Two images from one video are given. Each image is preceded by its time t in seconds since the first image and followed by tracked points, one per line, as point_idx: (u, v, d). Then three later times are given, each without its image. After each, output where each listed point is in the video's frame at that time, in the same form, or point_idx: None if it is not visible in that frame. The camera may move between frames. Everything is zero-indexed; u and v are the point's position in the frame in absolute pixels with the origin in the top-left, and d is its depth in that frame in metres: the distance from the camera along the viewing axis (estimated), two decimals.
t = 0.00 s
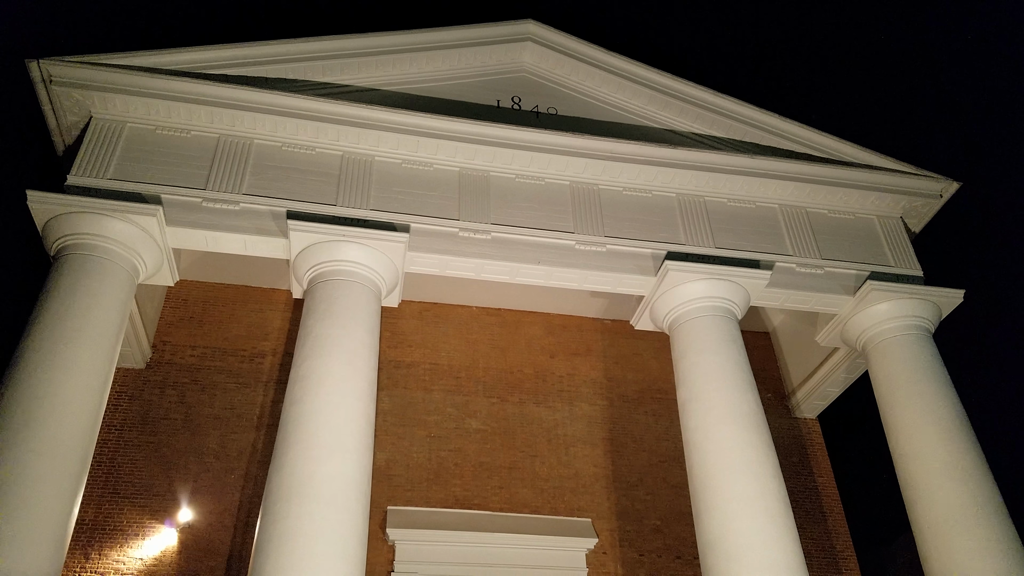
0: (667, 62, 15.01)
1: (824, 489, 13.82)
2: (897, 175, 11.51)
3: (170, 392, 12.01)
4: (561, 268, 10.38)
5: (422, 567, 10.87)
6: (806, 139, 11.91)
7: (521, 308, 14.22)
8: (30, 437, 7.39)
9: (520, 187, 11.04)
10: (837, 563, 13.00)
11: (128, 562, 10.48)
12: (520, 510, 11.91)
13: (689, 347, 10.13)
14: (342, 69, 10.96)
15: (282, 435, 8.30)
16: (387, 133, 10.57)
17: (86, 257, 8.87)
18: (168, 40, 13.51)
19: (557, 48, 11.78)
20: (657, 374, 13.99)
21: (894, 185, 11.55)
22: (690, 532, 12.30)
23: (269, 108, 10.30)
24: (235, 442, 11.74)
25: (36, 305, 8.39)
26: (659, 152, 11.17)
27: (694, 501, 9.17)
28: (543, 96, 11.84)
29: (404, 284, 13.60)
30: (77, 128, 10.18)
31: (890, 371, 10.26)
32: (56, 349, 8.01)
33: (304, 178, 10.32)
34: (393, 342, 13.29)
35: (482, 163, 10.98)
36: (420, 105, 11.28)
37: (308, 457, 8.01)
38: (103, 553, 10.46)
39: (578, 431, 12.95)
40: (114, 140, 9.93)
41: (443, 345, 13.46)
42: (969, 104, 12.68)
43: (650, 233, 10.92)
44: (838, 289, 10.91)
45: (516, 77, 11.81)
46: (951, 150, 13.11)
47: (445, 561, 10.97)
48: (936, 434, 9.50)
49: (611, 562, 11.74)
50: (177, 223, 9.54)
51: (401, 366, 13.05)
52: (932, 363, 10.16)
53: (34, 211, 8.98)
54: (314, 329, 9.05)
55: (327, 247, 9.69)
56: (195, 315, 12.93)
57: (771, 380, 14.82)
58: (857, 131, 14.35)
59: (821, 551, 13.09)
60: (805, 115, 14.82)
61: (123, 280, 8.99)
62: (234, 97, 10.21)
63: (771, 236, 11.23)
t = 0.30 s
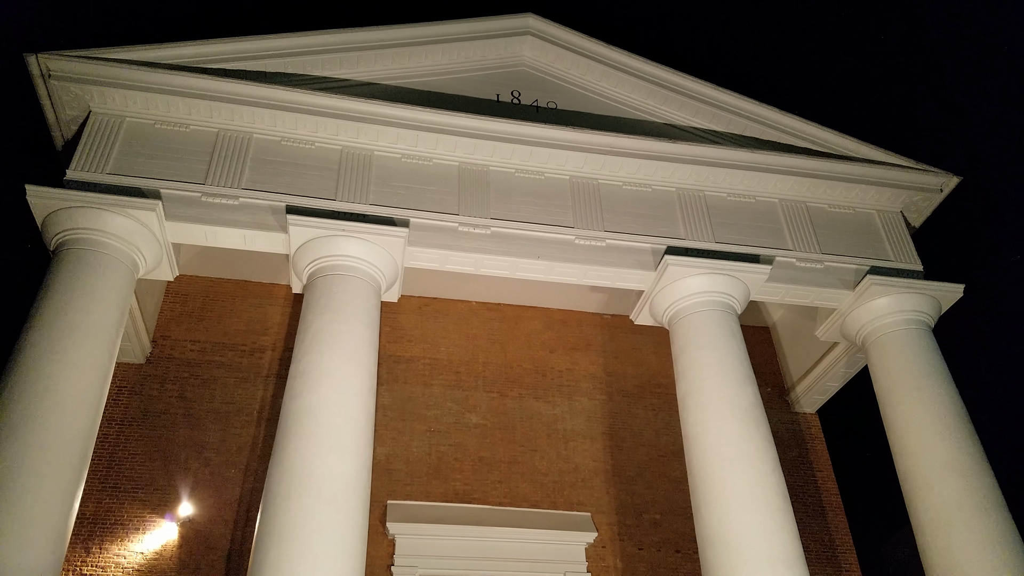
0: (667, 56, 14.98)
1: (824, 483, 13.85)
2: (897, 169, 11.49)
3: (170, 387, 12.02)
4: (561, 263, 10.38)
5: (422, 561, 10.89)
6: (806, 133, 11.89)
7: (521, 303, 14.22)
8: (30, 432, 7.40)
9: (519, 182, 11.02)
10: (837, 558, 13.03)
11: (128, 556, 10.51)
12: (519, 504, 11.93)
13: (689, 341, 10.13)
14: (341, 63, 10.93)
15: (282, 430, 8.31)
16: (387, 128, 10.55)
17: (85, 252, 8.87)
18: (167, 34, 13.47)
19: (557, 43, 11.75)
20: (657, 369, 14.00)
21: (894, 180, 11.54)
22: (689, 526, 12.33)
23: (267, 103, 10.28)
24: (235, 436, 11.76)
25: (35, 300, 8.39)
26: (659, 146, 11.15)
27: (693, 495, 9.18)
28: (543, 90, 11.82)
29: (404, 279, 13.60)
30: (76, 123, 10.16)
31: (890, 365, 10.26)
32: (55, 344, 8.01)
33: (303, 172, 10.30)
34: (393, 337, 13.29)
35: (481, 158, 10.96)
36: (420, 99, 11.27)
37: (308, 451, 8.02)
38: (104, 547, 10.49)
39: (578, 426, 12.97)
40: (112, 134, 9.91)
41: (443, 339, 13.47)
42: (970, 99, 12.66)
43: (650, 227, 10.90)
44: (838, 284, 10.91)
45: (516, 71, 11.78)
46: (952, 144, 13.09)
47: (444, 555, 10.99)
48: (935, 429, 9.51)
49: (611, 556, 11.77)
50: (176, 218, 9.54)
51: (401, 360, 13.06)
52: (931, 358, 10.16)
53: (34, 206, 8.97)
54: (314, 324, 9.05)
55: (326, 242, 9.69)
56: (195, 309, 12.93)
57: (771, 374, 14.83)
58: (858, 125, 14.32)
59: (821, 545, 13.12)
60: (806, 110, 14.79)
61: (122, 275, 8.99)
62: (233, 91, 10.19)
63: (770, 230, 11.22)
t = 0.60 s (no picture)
0: (666, 49, 14.94)
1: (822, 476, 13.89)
2: (897, 162, 11.49)
3: (169, 380, 12.01)
4: (560, 256, 10.38)
5: (422, 554, 10.91)
6: (806, 126, 11.88)
7: (520, 297, 14.22)
8: (29, 426, 7.39)
9: (518, 175, 11.00)
10: (835, 549, 13.07)
11: (128, 549, 10.52)
12: (519, 496, 11.96)
13: (688, 334, 10.13)
14: (339, 55, 10.89)
15: (281, 424, 8.31)
16: (385, 120, 10.51)
17: (84, 245, 8.85)
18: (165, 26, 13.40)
19: (556, 35, 11.72)
20: (656, 362, 14.01)
21: (893, 172, 11.53)
22: (687, 518, 12.36)
23: (265, 95, 10.24)
24: (235, 429, 11.77)
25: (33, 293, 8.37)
26: (659, 139, 11.13)
27: (692, 488, 9.20)
28: (542, 83, 11.79)
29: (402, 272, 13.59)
30: (73, 115, 10.12)
31: (888, 359, 10.28)
32: (53, 337, 8.00)
33: (301, 165, 10.27)
34: (392, 330, 13.29)
35: (480, 151, 10.94)
36: (418, 92, 11.23)
37: (307, 445, 8.02)
38: (103, 540, 10.50)
39: (577, 419, 12.98)
40: (109, 127, 9.87)
41: (442, 333, 13.47)
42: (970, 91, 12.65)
43: (649, 221, 10.89)
44: (837, 277, 10.91)
45: (515, 64, 11.74)
46: (951, 137, 13.08)
47: (444, 547, 11.02)
48: (932, 422, 9.53)
49: (610, 548, 11.80)
50: (174, 211, 9.52)
51: (401, 354, 13.06)
52: (929, 351, 10.18)
53: (31, 199, 8.95)
54: (312, 317, 9.04)
55: (324, 235, 9.67)
56: (193, 303, 12.91)
57: (769, 367, 14.86)
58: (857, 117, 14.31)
59: (818, 537, 13.18)
60: (805, 102, 14.76)
61: (121, 269, 8.97)
62: (230, 84, 10.15)
63: (769, 223, 11.22)
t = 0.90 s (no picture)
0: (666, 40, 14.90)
1: (819, 468, 14.04)
2: (896, 154, 11.47)
3: (167, 373, 12.02)
4: (558, 249, 10.38)
5: (420, 546, 10.93)
6: (805, 118, 11.85)
7: (518, 290, 14.22)
8: (28, 418, 7.40)
9: (516, 167, 10.98)
10: (832, 541, 13.23)
11: (128, 541, 10.54)
12: (517, 489, 11.99)
13: (686, 327, 10.13)
14: (337, 47, 10.87)
15: (279, 416, 8.32)
16: (383, 113, 10.49)
17: (81, 238, 8.84)
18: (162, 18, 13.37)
19: (554, 27, 11.68)
20: (654, 355, 14.02)
21: (892, 164, 11.51)
22: (686, 510, 12.39)
23: (262, 87, 10.21)
24: (233, 422, 11.78)
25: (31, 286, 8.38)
26: (658, 131, 11.11)
27: (690, 479, 9.21)
28: (540, 75, 11.76)
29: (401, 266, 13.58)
30: (71, 108, 10.11)
31: (886, 351, 10.28)
32: (51, 330, 8.00)
33: (299, 158, 10.26)
34: (390, 324, 13.29)
35: (478, 144, 10.92)
36: (416, 84, 11.21)
37: (305, 436, 8.03)
38: (103, 532, 10.53)
39: (576, 412, 13.00)
40: (107, 120, 9.86)
41: (441, 326, 13.48)
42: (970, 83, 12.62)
43: (647, 213, 10.88)
44: (835, 269, 10.90)
45: (513, 56, 11.71)
46: (950, 129, 13.05)
47: (442, 539, 11.03)
48: (930, 413, 9.55)
49: (608, 540, 11.82)
50: (172, 204, 9.51)
51: (399, 347, 13.07)
52: (928, 343, 10.18)
53: (29, 192, 8.93)
54: (310, 309, 9.04)
55: (322, 228, 9.66)
56: (192, 296, 12.91)
57: (768, 360, 14.88)
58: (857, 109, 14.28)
59: (815, 528, 13.32)
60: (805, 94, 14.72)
61: (119, 262, 8.97)
62: (228, 76, 10.13)
63: (768, 216, 11.20)
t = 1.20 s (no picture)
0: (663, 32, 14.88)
1: (816, 458, 13.99)
2: (893, 145, 11.48)
3: (164, 366, 11.99)
4: (556, 241, 10.38)
5: (419, 537, 10.95)
6: (802, 109, 11.85)
7: (515, 282, 14.22)
8: (25, 411, 7.38)
9: (514, 159, 10.96)
10: (829, 531, 13.21)
11: (126, 534, 10.53)
12: (516, 480, 12.01)
13: (683, 318, 10.15)
14: (333, 38, 10.83)
15: (278, 408, 8.31)
16: (380, 104, 10.46)
17: (77, 230, 8.80)
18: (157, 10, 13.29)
19: (551, 17, 11.65)
20: (651, 347, 14.05)
21: (889, 156, 11.53)
22: (683, 500, 12.44)
23: (258, 79, 10.16)
24: (231, 415, 11.77)
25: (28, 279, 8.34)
26: (655, 122, 11.10)
27: (688, 470, 9.24)
28: (538, 65, 11.74)
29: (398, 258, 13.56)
30: (66, 100, 10.05)
31: (883, 341, 10.32)
32: (48, 323, 7.97)
33: (296, 150, 10.23)
34: (388, 316, 13.26)
35: (476, 135, 10.90)
36: (413, 75, 11.18)
37: (304, 428, 8.03)
38: (101, 526, 10.52)
39: (573, 403, 13.02)
40: (102, 112, 9.80)
41: (438, 318, 13.47)
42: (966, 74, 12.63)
43: (645, 205, 10.88)
44: (832, 260, 10.93)
45: (510, 47, 11.69)
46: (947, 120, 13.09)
47: (441, 531, 11.06)
48: (927, 403, 9.59)
49: (606, 530, 11.86)
50: (168, 196, 9.47)
51: (397, 340, 13.06)
52: (925, 333, 10.22)
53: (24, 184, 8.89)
54: (309, 301, 9.02)
55: (320, 220, 9.63)
56: (188, 289, 12.87)
57: (765, 351, 14.92)
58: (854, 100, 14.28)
59: (813, 518, 13.31)
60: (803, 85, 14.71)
61: (115, 254, 8.94)
62: (224, 68, 10.08)
63: (766, 207, 11.22)
